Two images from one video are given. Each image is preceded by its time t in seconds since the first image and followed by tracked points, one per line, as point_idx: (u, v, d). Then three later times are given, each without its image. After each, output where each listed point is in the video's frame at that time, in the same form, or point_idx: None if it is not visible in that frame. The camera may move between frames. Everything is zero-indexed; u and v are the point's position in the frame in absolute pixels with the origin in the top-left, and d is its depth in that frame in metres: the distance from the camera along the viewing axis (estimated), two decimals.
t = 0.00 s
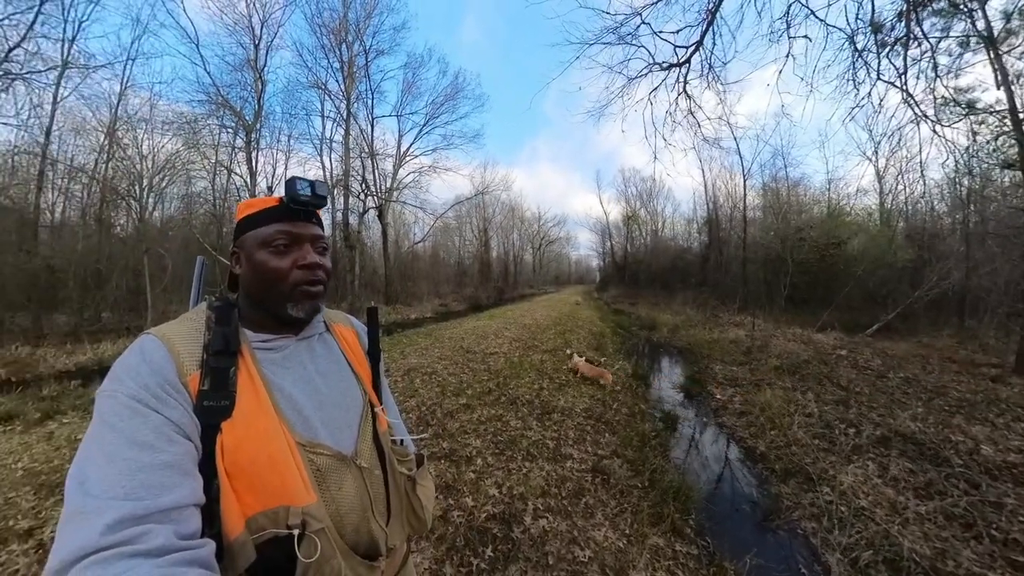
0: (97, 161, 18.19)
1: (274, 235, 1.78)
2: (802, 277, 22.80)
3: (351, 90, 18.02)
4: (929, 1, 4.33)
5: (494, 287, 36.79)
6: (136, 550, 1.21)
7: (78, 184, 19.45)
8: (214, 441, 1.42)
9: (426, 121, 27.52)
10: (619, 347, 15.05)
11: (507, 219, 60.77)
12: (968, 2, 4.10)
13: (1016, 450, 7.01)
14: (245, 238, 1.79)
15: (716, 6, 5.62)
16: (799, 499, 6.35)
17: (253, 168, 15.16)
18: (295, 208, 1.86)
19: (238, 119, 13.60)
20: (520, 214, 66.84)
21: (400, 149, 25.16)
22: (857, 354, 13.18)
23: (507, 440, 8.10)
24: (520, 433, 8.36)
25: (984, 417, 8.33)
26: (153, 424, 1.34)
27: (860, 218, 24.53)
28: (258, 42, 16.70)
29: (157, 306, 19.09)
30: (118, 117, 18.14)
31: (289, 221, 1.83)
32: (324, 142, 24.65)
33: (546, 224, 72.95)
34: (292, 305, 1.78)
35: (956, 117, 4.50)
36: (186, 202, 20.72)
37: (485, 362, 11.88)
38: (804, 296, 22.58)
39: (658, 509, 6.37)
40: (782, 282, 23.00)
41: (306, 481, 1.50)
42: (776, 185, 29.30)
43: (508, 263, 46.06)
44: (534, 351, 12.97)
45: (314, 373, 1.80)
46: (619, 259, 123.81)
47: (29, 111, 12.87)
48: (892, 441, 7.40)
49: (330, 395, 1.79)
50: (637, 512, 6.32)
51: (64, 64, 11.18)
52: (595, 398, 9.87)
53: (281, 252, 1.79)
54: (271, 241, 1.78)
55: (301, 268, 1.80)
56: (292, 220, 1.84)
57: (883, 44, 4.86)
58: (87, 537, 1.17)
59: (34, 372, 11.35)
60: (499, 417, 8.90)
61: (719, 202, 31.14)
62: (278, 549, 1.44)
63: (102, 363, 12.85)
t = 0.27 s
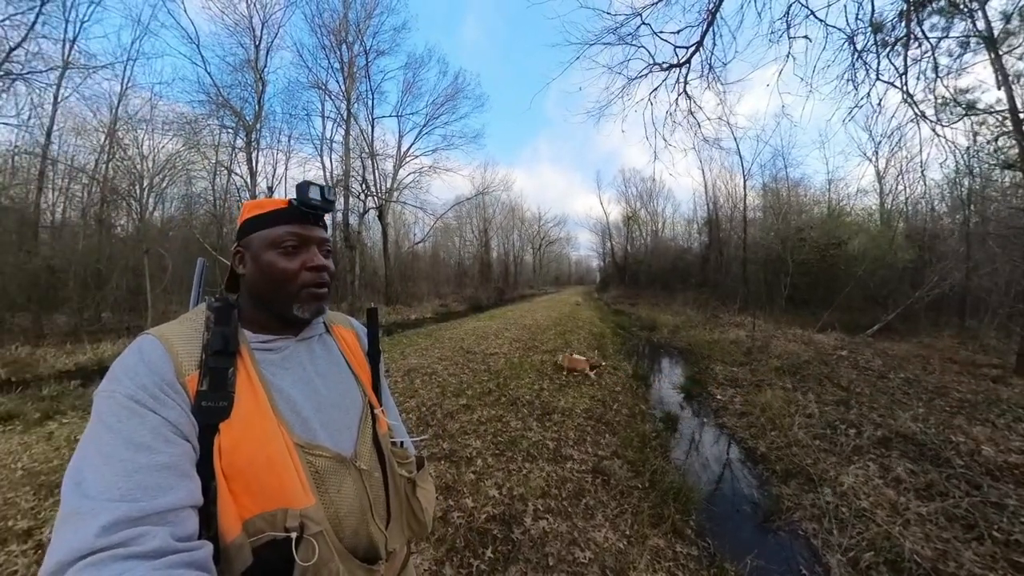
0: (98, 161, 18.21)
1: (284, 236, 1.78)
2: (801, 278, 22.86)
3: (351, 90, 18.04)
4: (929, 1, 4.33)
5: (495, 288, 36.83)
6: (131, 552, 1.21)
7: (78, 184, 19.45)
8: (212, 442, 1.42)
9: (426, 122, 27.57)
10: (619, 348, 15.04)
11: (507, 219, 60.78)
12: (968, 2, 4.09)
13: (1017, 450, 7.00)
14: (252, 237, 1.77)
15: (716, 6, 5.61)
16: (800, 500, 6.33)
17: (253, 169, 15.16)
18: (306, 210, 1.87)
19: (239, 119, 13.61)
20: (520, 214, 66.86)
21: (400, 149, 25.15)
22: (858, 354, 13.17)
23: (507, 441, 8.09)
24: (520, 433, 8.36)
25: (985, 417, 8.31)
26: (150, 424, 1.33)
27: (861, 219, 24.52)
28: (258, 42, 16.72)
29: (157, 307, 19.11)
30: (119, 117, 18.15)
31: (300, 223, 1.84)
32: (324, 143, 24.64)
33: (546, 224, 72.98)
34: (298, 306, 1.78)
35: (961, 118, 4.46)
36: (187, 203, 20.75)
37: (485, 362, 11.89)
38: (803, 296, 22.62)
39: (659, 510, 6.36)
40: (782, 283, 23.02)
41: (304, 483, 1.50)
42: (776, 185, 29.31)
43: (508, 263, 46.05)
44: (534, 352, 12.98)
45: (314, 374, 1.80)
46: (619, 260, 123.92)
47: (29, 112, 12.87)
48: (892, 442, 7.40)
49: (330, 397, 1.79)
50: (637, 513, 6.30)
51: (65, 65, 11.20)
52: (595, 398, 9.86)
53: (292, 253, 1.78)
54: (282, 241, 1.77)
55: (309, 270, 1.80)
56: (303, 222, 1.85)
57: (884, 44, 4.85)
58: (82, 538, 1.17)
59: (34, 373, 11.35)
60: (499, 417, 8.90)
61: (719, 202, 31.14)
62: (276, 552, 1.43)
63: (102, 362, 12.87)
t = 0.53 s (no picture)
0: (98, 161, 18.22)
1: (297, 238, 1.78)
2: (801, 279, 22.90)
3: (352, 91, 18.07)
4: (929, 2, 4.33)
5: (495, 288, 36.83)
6: (133, 553, 1.21)
7: (78, 184, 19.47)
8: (214, 443, 1.42)
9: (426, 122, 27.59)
10: (619, 348, 15.05)
11: (507, 220, 60.79)
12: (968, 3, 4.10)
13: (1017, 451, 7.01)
14: (263, 237, 1.76)
15: (716, 7, 5.59)
16: (800, 500, 6.33)
17: (253, 169, 15.18)
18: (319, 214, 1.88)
19: (240, 120, 13.60)
20: (520, 214, 66.88)
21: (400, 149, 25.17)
22: (857, 354, 13.19)
23: (507, 441, 8.10)
24: (520, 433, 8.36)
25: (986, 418, 8.31)
26: (152, 425, 1.33)
27: (861, 219, 24.53)
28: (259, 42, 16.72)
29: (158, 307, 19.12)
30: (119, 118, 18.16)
31: (313, 226, 1.84)
32: (324, 143, 24.65)
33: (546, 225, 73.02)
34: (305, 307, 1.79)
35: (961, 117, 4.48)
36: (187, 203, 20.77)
37: (485, 362, 11.90)
38: (804, 296, 22.65)
39: (659, 511, 6.36)
40: (782, 283, 23.05)
41: (306, 484, 1.50)
42: (776, 186, 29.33)
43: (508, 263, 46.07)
44: (534, 352, 12.99)
45: (316, 375, 1.80)
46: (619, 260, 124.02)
47: (29, 112, 12.88)
48: (892, 442, 7.40)
49: (331, 398, 1.79)
50: (637, 513, 6.30)
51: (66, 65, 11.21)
52: (596, 399, 9.87)
53: (303, 256, 1.79)
54: (294, 244, 1.78)
55: (319, 272, 1.81)
56: (316, 225, 1.86)
57: (884, 44, 4.86)
58: (84, 539, 1.17)
59: (35, 373, 11.35)
60: (499, 418, 8.90)
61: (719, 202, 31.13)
62: (276, 554, 1.43)
63: (102, 362, 12.89)
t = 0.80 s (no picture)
0: (99, 161, 18.24)
1: (261, 233, 1.82)
2: (801, 279, 22.91)
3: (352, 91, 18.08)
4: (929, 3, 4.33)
5: (495, 288, 36.83)
6: (140, 551, 1.21)
7: (79, 184, 19.48)
8: (217, 444, 1.42)
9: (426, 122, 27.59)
10: (619, 348, 15.06)
11: (507, 220, 60.78)
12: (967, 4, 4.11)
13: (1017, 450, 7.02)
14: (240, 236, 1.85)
15: (716, 6, 5.59)
16: (799, 500, 6.34)
17: (253, 169, 15.18)
18: (283, 206, 1.89)
19: (240, 120, 13.60)
20: (520, 214, 66.85)
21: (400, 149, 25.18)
22: (857, 354, 13.21)
23: (507, 441, 8.11)
24: (520, 433, 8.37)
25: (985, 418, 8.31)
26: (157, 426, 1.34)
27: (861, 219, 24.53)
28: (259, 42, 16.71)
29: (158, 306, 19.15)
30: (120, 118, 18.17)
31: (278, 219, 1.86)
32: (325, 143, 24.67)
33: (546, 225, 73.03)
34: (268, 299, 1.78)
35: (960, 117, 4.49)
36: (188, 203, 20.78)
37: (484, 362, 11.91)
38: (804, 296, 22.65)
39: (659, 511, 6.37)
40: (782, 283, 23.07)
41: (308, 484, 1.50)
42: (777, 186, 29.32)
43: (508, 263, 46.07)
44: (534, 352, 13.00)
45: (317, 376, 1.80)
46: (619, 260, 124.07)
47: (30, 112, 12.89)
48: (892, 442, 7.40)
49: (332, 399, 1.78)
50: (637, 513, 6.31)
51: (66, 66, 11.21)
52: (595, 399, 9.87)
53: (267, 249, 1.82)
54: (258, 238, 1.82)
55: (281, 264, 1.81)
56: (280, 217, 1.87)
57: (884, 43, 4.86)
58: (91, 537, 1.17)
59: (36, 373, 11.36)
60: (499, 417, 8.91)
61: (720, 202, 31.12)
62: (280, 552, 1.43)
63: (102, 362, 12.88)
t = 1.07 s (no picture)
0: (99, 161, 18.22)
1: (257, 232, 1.83)
2: (801, 278, 22.92)
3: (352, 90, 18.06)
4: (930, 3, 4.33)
5: (495, 288, 36.79)
6: (151, 547, 1.21)
7: (78, 183, 19.45)
8: (225, 441, 1.43)
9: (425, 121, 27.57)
10: (619, 348, 15.06)
11: (507, 219, 60.76)
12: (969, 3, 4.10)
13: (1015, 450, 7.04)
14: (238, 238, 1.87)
15: (717, 6, 5.57)
16: (799, 499, 6.36)
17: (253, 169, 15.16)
18: (277, 204, 1.89)
19: (240, 119, 13.57)
20: (519, 214, 66.82)
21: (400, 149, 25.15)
22: (857, 354, 13.22)
23: (507, 440, 8.12)
24: (520, 432, 8.37)
25: (984, 418, 8.33)
26: (165, 424, 1.35)
27: (861, 219, 24.55)
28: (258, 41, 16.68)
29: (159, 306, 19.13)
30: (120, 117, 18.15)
31: (273, 218, 1.87)
32: (324, 142, 24.62)
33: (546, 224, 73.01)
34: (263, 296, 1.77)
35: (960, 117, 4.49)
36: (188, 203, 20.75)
37: (484, 362, 11.92)
38: (804, 296, 22.67)
39: (659, 509, 6.39)
40: (782, 283, 23.10)
41: (315, 480, 1.51)
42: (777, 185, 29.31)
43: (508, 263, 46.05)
44: (534, 352, 13.00)
45: (322, 374, 1.81)
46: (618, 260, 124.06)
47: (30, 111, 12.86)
48: (891, 442, 7.41)
49: (337, 396, 1.79)
50: (637, 511, 6.33)
51: (66, 65, 11.19)
52: (596, 398, 9.88)
53: (262, 247, 1.82)
54: (253, 237, 1.83)
55: (277, 262, 1.81)
56: (275, 216, 1.88)
57: (885, 43, 4.86)
58: (104, 534, 1.18)
59: (36, 372, 11.36)
60: (500, 416, 8.91)
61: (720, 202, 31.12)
62: (287, 548, 1.44)
63: (102, 362, 12.87)
